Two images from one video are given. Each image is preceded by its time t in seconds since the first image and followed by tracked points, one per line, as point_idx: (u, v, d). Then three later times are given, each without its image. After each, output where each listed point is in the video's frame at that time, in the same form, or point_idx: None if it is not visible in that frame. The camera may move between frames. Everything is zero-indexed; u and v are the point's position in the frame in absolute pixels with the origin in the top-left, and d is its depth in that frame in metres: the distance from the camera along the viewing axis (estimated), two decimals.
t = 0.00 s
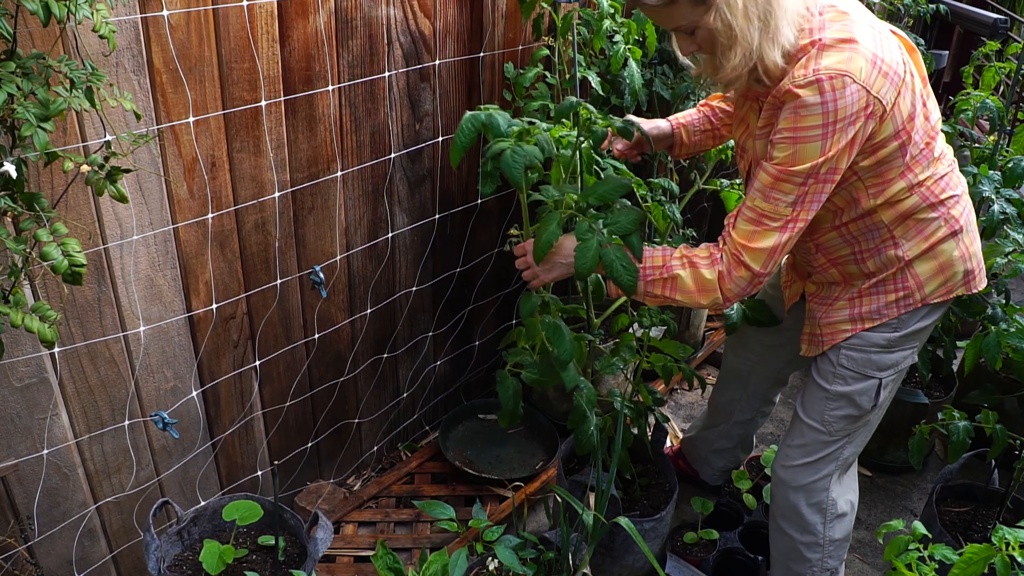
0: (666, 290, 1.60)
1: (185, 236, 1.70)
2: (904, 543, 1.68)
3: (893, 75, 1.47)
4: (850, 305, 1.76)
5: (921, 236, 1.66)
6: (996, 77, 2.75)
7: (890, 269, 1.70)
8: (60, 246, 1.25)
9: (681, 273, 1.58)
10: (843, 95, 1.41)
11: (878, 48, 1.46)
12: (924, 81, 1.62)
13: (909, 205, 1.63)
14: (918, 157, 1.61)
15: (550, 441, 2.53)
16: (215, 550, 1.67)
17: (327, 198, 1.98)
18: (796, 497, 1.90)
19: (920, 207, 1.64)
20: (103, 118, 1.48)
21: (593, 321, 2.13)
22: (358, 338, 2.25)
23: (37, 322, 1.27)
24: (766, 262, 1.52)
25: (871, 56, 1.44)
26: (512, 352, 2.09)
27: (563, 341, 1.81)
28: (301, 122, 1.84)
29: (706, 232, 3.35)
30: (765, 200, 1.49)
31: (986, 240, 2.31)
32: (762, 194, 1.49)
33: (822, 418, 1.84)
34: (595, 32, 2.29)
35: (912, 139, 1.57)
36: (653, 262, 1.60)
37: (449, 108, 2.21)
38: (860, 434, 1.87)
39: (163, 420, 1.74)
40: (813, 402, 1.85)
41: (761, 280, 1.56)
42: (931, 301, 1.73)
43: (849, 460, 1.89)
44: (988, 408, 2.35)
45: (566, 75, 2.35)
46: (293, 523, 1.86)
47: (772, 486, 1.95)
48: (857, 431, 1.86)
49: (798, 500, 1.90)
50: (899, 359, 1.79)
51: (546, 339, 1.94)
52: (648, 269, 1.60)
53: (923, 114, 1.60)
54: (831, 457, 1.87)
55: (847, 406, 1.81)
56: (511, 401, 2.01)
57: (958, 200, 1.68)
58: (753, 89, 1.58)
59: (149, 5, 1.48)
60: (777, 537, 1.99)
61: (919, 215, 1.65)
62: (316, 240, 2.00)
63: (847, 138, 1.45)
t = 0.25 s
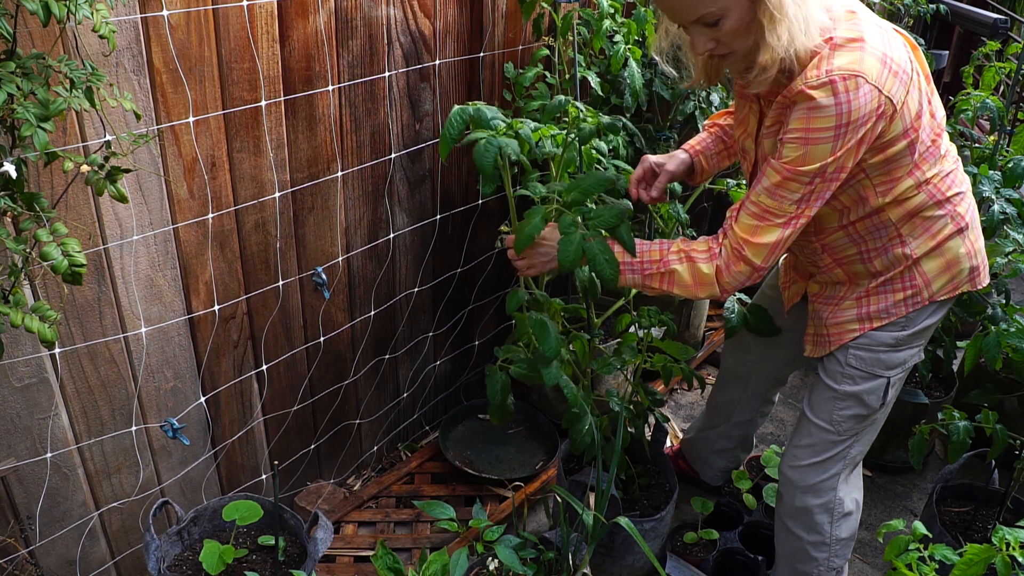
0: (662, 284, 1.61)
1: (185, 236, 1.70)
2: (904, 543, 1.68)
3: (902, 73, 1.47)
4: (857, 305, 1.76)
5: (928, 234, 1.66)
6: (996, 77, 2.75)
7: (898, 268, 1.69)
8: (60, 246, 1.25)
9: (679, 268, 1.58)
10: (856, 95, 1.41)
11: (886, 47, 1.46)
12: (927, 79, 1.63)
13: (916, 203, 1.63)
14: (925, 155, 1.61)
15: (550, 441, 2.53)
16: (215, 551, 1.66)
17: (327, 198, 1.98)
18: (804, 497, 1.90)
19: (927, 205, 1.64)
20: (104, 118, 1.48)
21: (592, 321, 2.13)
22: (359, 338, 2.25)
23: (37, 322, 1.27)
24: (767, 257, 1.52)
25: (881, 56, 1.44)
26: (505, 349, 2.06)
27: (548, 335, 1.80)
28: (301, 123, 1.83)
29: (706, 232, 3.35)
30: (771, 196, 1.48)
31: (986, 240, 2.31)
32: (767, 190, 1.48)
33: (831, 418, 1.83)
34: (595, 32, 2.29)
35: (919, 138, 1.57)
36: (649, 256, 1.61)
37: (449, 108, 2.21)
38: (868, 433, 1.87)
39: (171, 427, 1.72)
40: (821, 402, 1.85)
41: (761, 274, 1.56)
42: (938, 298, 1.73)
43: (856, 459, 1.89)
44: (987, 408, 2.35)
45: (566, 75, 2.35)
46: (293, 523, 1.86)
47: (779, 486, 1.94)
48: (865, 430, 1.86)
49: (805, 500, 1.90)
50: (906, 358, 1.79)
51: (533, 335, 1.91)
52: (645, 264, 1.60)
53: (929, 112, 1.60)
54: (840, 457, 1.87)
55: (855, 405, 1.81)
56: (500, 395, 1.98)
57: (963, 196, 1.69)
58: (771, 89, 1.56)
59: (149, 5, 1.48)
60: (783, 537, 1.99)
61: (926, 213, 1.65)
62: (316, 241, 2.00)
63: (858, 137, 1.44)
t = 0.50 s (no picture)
0: (644, 273, 1.59)
1: (185, 236, 1.70)
2: (904, 543, 1.68)
3: (901, 73, 1.47)
4: (854, 306, 1.76)
5: (925, 236, 1.66)
6: (996, 77, 2.75)
7: (895, 269, 1.69)
8: (60, 246, 1.25)
9: (659, 258, 1.57)
10: (852, 93, 1.41)
11: (885, 47, 1.46)
12: (927, 81, 1.63)
13: (914, 204, 1.63)
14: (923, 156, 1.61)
15: (550, 441, 2.53)
16: (215, 550, 1.66)
17: (327, 198, 1.98)
18: (800, 499, 1.90)
19: (925, 206, 1.64)
20: (103, 118, 1.48)
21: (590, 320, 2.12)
22: (358, 338, 2.25)
23: (38, 322, 1.27)
24: (751, 246, 1.51)
25: (879, 54, 1.44)
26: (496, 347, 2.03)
27: (530, 331, 1.76)
28: (301, 122, 1.83)
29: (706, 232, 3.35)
30: (759, 188, 1.48)
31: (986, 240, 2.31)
32: (756, 181, 1.48)
33: (827, 420, 1.83)
34: (595, 32, 2.29)
35: (916, 138, 1.57)
36: (631, 245, 1.58)
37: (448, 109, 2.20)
38: (864, 435, 1.87)
39: (164, 424, 1.72)
40: (817, 404, 1.85)
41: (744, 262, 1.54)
42: (935, 300, 1.73)
43: (852, 461, 1.89)
44: (987, 408, 2.35)
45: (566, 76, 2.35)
46: (293, 523, 1.86)
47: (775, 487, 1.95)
48: (861, 432, 1.86)
49: (801, 502, 1.90)
50: (902, 360, 1.79)
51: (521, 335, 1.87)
52: (626, 253, 1.58)
53: (928, 114, 1.60)
54: (835, 459, 1.87)
55: (851, 407, 1.81)
56: (492, 392, 1.94)
57: (961, 199, 1.69)
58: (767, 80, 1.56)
59: (149, 5, 1.48)
60: (779, 538, 1.99)
61: (924, 215, 1.65)
62: (316, 240, 2.00)
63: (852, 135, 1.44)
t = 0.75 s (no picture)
0: (629, 264, 1.59)
1: (185, 236, 1.70)
2: (904, 542, 1.68)
3: (887, 65, 1.47)
4: (847, 304, 1.76)
5: (917, 234, 1.66)
6: (996, 77, 2.75)
7: (887, 267, 1.70)
8: (60, 246, 1.25)
9: (643, 247, 1.56)
10: (833, 81, 1.41)
11: (871, 38, 1.46)
12: (920, 78, 1.63)
13: (905, 202, 1.63)
14: (914, 153, 1.61)
15: (549, 441, 2.53)
16: (215, 550, 1.66)
17: (327, 198, 1.98)
18: (794, 499, 1.90)
19: (916, 203, 1.64)
20: (103, 118, 1.48)
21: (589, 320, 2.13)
22: (359, 338, 2.25)
23: (38, 322, 1.27)
24: (736, 233, 1.51)
25: (863, 45, 1.44)
26: (491, 347, 2.02)
27: (519, 326, 1.79)
28: (301, 122, 1.84)
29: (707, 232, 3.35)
30: (743, 174, 1.48)
31: (986, 240, 2.31)
32: (741, 168, 1.48)
33: (822, 419, 1.83)
34: (595, 32, 2.29)
35: (905, 134, 1.57)
36: (615, 236, 1.58)
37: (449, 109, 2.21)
38: (859, 435, 1.87)
39: (163, 421, 1.74)
40: (812, 403, 1.85)
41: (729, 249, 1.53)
42: (929, 300, 1.73)
43: (847, 460, 1.89)
44: (987, 408, 2.35)
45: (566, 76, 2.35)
46: (292, 523, 1.86)
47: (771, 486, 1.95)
48: (857, 431, 1.86)
49: (796, 501, 1.90)
50: (897, 359, 1.79)
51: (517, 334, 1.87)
52: (610, 244, 1.58)
53: (919, 110, 1.60)
54: (830, 458, 1.87)
55: (845, 406, 1.81)
56: (488, 392, 1.93)
57: (954, 199, 1.69)
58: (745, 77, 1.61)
59: (149, 5, 1.48)
60: (776, 538, 1.99)
61: (915, 212, 1.65)
62: (316, 240, 2.00)
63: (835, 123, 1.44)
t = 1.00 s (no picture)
0: (621, 261, 1.59)
1: (185, 236, 1.70)
2: (904, 543, 1.68)
3: (882, 66, 1.47)
4: (847, 304, 1.76)
5: (917, 234, 1.66)
6: (996, 77, 2.75)
7: (887, 266, 1.70)
8: (60, 246, 1.25)
9: (635, 244, 1.56)
10: (826, 81, 1.41)
11: (866, 38, 1.46)
12: (917, 78, 1.63)
13: (904, 202, 1.63)
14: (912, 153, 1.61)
15: (549, 441, 2.53)
16: (215, 550, 1.66)
17: (328, 198, 1.98)
18: (795, 498, 1.90)
19: (916, 203, 1.64)
20: (104, 118, 1.48)
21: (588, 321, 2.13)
22: (359, 338, 2.25)
23: (37, 322, 1.27)
24: (729, 229, 1.51)
25: (857, 45, 1.44)
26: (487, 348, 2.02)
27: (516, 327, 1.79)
28: (301, 122, 1.83)
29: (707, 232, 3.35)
30: (736, 171, 1.48)
31: (986, 240, 2.31)
32: (734, 165, 1.48)
33: (822, 419, 1.84)
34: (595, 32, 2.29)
35: (903, 133, 1.56)
36: (606, 234, 1.58)
37: (449, 108, 2.21)
38: (860, 434, 1.87)
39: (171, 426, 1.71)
40: (812, 403, 1.85)
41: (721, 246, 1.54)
42: (929, 299, 1.73)
43: (848, 459, 1.89)
44: (987, 409, 2.35)
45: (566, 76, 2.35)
46: (293, 523, 1.86)
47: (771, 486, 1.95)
48: (857, 431, 1.86)
49: (796, 501, 1.90)
50: (897, 359, 1.79)
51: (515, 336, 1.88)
52: (601, 243, 1.58)
53: (917, 110, 1.59)
54: (831, 458, 1.87)
55: (845, 406, 1.81)
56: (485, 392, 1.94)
57: (954, 198, 1.69)
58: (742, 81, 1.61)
59: (149, 5, 1.48)
60: (776, 537, 1.99)
61: (914, 212, 1.64)
62: (316, 240, 2.00)
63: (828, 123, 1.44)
